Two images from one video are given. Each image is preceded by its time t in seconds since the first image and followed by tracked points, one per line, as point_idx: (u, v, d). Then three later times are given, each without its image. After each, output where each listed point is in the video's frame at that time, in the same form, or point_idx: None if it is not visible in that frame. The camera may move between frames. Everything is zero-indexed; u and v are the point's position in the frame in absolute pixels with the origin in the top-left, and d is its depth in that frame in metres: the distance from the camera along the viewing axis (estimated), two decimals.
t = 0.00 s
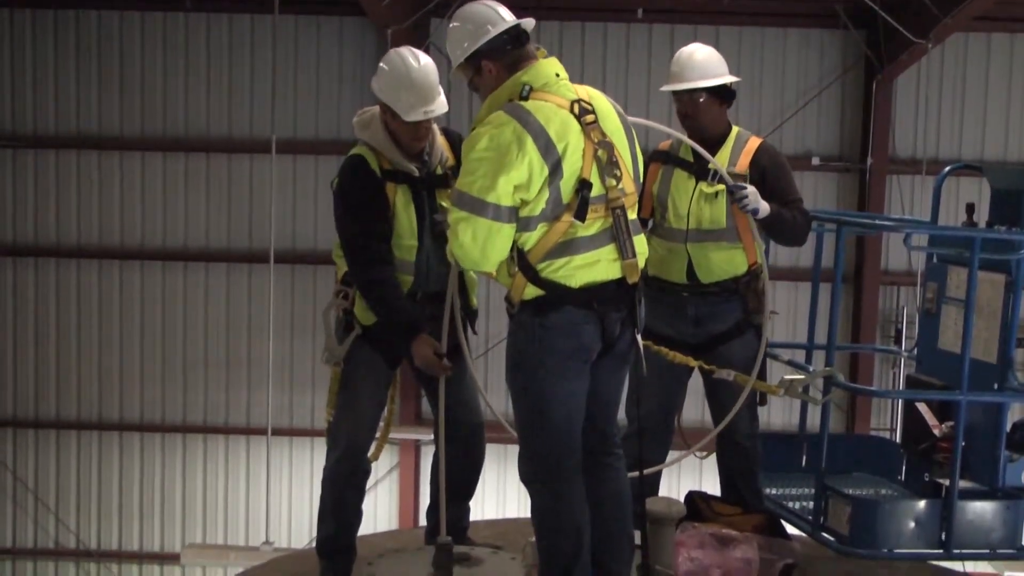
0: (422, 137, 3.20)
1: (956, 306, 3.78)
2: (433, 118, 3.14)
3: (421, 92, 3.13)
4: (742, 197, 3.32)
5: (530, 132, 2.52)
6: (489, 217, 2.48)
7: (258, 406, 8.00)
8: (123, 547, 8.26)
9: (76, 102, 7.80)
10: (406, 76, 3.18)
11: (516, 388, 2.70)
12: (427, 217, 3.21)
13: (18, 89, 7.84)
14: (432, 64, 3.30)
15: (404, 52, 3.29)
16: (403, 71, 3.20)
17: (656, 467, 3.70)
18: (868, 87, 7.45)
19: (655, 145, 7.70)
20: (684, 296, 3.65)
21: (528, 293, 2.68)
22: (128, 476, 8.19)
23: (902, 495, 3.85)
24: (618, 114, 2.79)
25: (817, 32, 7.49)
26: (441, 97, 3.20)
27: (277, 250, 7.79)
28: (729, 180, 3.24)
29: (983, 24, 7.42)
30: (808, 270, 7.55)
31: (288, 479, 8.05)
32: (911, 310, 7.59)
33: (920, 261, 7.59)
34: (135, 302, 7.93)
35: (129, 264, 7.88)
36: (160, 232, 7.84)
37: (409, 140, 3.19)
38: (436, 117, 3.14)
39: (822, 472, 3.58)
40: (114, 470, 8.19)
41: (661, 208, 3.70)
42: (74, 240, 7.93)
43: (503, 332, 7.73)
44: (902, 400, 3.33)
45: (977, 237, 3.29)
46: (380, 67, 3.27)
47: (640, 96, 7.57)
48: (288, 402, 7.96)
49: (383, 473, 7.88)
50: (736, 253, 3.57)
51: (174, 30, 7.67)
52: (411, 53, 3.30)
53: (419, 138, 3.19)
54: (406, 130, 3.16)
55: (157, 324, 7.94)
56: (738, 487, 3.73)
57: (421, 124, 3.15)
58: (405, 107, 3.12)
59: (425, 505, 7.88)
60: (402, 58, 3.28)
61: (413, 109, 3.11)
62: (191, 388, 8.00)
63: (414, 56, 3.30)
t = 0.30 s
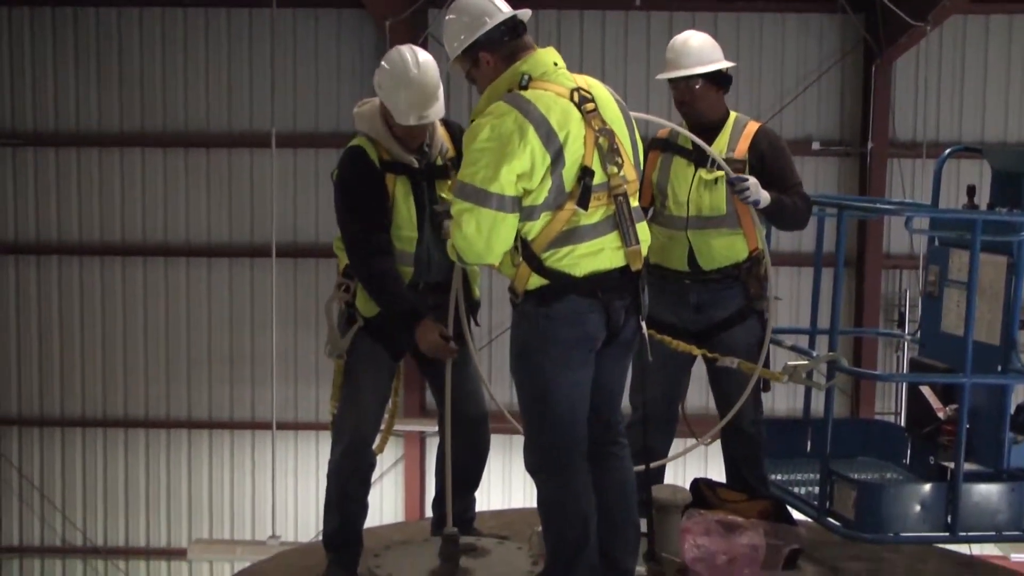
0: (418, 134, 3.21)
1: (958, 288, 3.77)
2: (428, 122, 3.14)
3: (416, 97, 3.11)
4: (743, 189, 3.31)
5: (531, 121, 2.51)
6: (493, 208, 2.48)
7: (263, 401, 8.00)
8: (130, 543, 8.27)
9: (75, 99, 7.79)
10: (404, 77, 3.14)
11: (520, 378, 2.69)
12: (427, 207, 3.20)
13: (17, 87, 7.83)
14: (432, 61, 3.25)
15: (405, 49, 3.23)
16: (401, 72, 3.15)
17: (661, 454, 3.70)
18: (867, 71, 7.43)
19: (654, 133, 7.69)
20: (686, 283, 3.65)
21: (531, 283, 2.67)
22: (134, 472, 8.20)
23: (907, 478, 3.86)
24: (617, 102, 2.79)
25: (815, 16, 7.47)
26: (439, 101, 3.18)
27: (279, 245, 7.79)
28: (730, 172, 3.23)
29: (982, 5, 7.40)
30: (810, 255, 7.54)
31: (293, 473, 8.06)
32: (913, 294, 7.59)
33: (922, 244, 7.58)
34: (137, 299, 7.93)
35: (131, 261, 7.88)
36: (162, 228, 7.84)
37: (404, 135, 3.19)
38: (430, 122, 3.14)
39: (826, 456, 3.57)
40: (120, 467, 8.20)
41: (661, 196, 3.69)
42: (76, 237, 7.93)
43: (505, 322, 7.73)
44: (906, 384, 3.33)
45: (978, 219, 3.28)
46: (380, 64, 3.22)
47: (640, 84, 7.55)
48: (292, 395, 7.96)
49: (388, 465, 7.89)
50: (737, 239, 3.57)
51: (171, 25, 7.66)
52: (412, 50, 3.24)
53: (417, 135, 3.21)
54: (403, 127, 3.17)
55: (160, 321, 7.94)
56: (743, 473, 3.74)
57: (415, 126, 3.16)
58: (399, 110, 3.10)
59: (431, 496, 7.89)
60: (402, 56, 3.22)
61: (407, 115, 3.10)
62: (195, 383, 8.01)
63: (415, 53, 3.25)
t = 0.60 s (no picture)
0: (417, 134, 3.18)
1: (956, 283, 3.77)
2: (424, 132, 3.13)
3: (418, 106, 3.08)
4: (745, 207, 3.32)
5: (530, 116, 2.51)
6: (497, 203, 2.47)
7: (260, 396, 8.00)
8: (128, 538, 8.27)
9: (72, 94, 7.77)
10: (406, 84, 3.08)
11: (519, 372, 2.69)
12: (422, 203, 3.20)
13: (14, 82, 7.81)
14: (436, 66, 3.19)
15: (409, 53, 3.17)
16: (403, 78, 3.09)
17: (659, 449, 3.70)
18: (864, 66, 7.43)
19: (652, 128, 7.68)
20: (683, 279, 3.64)
21: (532, 278, 2.66)
22: (131, 468, 8.20)
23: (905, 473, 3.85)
24: (612, 96, 2.79)
25: (813, 11, 7.47)
26: (440, 109, 3.15)
27: (276, 240, 7.78)
28: (729, 188, 3.24)
29: None
30: (808, 250, 7.55)
31: (291, 468, 8.05)
32: (911, 289, 7.59)
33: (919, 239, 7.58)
34: (134, 294, 7.92)
35: (128, 256, 7.87)
36: (160, 223, 7.82)
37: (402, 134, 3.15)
38: (427, 130, 3.13)
39: (824, 451, 3.58)
40: (117, 462, 8.20)
41: (658, 189, 3.70)
42: (74, 233, 7.92)
43: (503, 318, 7.72)
44: (904, 378, 3.33)
45: (976, 214, 3.29)
46: (384, 67, 3.16)
47: (637, 79, 7.54)
48: (289, 390, 7.96)
49: (385, 460, 7.89)
50: (734, 233, 3.57)
51: (169, 20, 7.65)
52: (417, 54, 3.19)
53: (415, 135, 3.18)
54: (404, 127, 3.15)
55: (158, 316, 7.94)
56: (740, 468, 3.74)
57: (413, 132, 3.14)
58: (400, 117, 3.08)
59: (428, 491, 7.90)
60: (407, 60, 3.16)
61: (407, 123, 3.09)
62: (193, 378, 8.00)
63: (419, 57, 3.18)
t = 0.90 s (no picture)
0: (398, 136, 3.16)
1: (937, 287, 3.79)
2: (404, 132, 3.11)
3: (396, 105, 3.07)
4: (725, 217, 3.33)
5: (515, 118, 2.51)
6: (485, 204, 2.46)
7: (243, 397, 7.97)
8: (109, 540, 8.23)
9: (55, 94, 7.74)
10: (383, 84, 3.10)
11: (501, 375, 2.69)
12: (403, 204, 3.20)
13: None
14: (414, 66, 3.20)
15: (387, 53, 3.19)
16: (380, 79, 3.11)
17: (641, 452, 3.70)
18: (849, 70, 7.45)
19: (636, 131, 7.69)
20: (665, 282, 3.64)
21: (516, 280, 2.65)
22: (113, 470, 8.16)
23: (886, 476, 3.87)
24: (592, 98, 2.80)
25: (797, 15, 7.49)
26: (418, 109, 3.15)
27: (259, 241, 7.76)
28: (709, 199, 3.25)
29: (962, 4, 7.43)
30: (791, 253, 7.58)
31: (274, 469, 8.03)
32: (893, 292, 7.62)
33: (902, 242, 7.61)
34: (117, 295, 7.89)
35: (111, 257, 7.84)
36: (143, 225, 7.79)
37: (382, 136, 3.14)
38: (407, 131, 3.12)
39: (807, 454, 3.58)
40: (99, 464, 8.16)
41: (640, 191, 3.70)
42: (56, 233, 7.88)
43: (487, 320, 7.72)
44: (885, 381, 3.33)
45: (957, 217, 3.30)
46: (362, 69, 3.17)
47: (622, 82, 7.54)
48: (272, 392, 7.94)
49: (369, 462, 7.88)
50: (716, 237, 3.59)
51: (153, 21, 7.62)
52: (394, 55, 3.21)
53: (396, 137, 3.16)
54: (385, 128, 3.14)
55: (141, 317, 7.90)
56: (723, 470, 3.74)
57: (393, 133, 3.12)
58: (379, 118, 3.08)
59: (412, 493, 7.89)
60: (384, 60, 3.18)
61: (385, 123, 3.08)
62: (175, 379, 7.97)
63: (397, 58, 3.20)
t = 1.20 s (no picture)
0: (384, 122, 3.15)
1: (931, 270, 3.79)
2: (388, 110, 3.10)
3: (379, 85, 3.07)
4: (717, 203, 3.32)
5: (508, 102, 2.48)
6: (479, 190, 2.44)
7: (238, 385, 7.97)
8: (106, 528, 8.24)
9: (46, 83, 7.71)
10: (364, 66, 3.10)
11: (494, 360, 2.68)
12: (392, 191, 3.18)
13: None
14: (395, 47, 3.20)
15: (367, 35, 3.19)
16: (360, 61, 3.12)
17: (635, 437, 3.70)
18: (842, 55, 7.43)
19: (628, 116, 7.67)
20: (657, 266, 3.64)
21: (511, 267, 2.64)
22: (109, 458, 8.17)
23: (880, 459, 3.88)
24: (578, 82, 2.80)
25: None
26: (401, 87, 3.13)
27: (252, 229, 7.75)
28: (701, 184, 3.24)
29: None
30: (785, 237, 7.57)
31: (269, 456, 8.04)
32: (887, 275, 7.62)
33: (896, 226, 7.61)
34: (110, 284, 7.88)
35: (104, 246, 7.83)
36: (136, 213, 7.78)
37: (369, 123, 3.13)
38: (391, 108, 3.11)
39: (801, 438, 3.59)
40: (94, 452, 8.17)
41: (632, 177, 3.70)
42: (49, 223, 7.87)
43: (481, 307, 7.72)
44: (879, 364, 3.33)
45: (950, 200, 3.29)
46: (342, 52, 3.18)
47: (615, 68, 7.52)
48: (266, 380, 7.94)
49: (365, 449, 7.88)
50: (708, 222, 3.57)
51: (143, 9, 7.59)
52: (374, 36, 3.21)
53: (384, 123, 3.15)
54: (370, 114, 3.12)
55: (135, 306, 7.89)
56: (717, 455, 3.75)
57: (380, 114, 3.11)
58: (363, 100, 3.06)
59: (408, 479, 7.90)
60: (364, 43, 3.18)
61: (368, 104, 3.06)
62: (170, 367, 7.96)
63: (377, 40, 3.20)
